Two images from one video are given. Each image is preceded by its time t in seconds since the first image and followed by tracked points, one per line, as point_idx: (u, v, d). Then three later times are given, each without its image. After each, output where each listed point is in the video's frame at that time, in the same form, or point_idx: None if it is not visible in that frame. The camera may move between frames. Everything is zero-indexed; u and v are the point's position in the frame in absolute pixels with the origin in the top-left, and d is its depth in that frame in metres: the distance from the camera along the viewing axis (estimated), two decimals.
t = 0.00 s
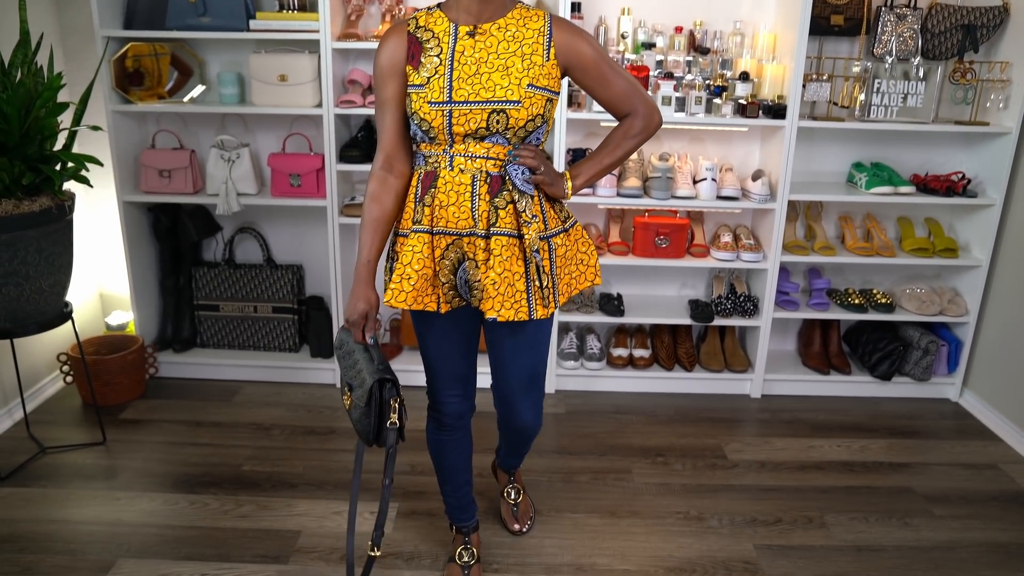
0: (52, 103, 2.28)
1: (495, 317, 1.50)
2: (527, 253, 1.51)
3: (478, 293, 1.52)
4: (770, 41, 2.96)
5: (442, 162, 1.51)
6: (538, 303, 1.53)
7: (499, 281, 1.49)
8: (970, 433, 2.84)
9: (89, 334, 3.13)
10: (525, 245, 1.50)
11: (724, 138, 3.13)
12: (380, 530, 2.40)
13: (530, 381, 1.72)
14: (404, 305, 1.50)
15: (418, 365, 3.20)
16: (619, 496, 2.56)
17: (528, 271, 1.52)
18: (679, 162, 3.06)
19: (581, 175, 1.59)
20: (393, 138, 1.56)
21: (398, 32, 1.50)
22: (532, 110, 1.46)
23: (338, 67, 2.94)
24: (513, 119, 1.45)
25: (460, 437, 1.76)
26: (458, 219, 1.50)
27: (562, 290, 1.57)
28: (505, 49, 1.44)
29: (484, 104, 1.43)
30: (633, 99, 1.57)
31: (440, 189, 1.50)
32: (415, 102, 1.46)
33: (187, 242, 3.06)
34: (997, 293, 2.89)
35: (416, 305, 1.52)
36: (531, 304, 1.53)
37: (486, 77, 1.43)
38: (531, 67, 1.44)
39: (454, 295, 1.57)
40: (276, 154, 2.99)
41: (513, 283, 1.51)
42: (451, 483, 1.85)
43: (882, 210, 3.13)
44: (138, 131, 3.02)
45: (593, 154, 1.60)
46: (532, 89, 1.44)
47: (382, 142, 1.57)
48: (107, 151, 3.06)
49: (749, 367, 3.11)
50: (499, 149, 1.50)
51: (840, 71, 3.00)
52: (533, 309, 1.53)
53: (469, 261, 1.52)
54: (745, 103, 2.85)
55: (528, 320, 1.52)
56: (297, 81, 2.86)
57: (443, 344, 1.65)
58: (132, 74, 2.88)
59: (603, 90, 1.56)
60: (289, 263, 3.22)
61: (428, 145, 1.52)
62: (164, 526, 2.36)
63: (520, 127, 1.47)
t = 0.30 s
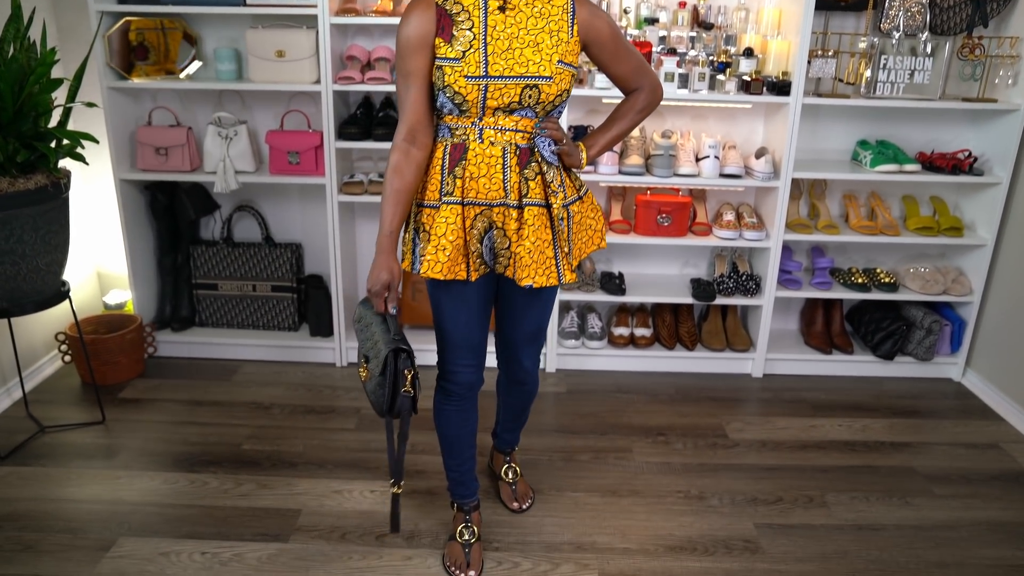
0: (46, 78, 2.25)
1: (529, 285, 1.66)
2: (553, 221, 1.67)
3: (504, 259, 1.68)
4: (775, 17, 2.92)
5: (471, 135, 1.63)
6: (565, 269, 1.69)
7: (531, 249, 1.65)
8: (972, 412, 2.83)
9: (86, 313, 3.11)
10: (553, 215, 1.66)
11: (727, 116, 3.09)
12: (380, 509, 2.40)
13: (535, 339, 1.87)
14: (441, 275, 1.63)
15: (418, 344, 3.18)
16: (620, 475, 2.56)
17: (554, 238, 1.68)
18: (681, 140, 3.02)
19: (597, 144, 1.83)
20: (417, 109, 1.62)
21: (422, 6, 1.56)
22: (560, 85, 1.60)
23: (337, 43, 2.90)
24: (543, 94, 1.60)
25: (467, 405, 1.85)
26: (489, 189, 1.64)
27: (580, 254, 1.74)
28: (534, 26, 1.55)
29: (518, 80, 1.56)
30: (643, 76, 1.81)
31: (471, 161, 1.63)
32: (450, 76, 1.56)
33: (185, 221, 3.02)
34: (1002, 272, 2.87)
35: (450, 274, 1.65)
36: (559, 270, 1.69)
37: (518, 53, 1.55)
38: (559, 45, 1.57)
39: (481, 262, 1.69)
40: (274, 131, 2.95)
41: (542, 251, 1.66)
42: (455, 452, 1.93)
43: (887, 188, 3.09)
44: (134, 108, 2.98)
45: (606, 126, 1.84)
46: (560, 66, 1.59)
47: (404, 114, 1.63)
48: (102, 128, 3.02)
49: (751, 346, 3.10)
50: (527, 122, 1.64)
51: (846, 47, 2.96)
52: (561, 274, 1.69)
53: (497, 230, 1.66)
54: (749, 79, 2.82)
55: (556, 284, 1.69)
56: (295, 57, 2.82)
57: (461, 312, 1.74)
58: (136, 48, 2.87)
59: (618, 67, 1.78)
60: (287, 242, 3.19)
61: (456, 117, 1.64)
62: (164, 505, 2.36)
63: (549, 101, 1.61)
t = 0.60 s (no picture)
0: (37, 55, 2.20)
1: (547, 255, 1.72)
2: (567, 193, 1.75)
3: (519, 231, 1.74)
4: None
5: (488, 110, 1.68)
6: (579, 239, 1.76)
7: (549, 220, 1.71)
8: (975, 395, 2.82)
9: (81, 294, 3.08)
10: (567, 186, 1.74)
11: (729, 94, 3.04)
12: (379, 491, 2.39)
13: (541, 304, 1.98)
14: (461, 245, 1.69)
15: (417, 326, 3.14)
16: (620, 457, 2.55)
17: (568, 208, 1.75)
18: (683, 119, 2.97)
19: (605, 120, 1.89)
20: (438, 84, 1.64)
21: None
22: (575, 62, 1.68)
23: (333, 19, 2.85)
24: (560, 71, 1.67)
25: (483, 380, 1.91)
26: (506, 163, 1.69)
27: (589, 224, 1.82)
28: (551, 5, 1.61)
29: (536, 57, 1.63)
30: (649, 55, 1.87)
31: (489, 135, 1.68)
32: (472, 52, 1.61)
33: (180, 201, 2.98)
34: (1007, 253, 2.84)
35: (469, 244, 1.70)
36: (573, 240, 1.76)
37: (536, 31, 1.61)
38: (575, 24, 1.64)
39: (498, 233, 1.74)
40: (270, 110, 2.91)
41: (558, 221, 1.73)
42: (467, 429, 1.98)
43: (891, 168, 3.04)
44: (128, 87, 2.94)
45: (612, 103, 1.91)
46: (576, 44, 1.65)
47: (424, 88, 1.64)
48: (94, 106, 2.97)
49: (753, 328, 3.07)
50: (542, 98, 1.70)
51: (851, 24, 2.91)
52: (576, 243, 1.76)
53: (513, 202, 1.72)
54: (752, 57, 2.77)
55: (571, 254, 1.76)
56: (292, 34, 2.77)
57: (485, 277, 1.78)
58: (145, 25, 2.83)
59: (626, 46, 1.83)
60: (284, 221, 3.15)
61: (473, 92, 1.68)
62: (162, 487, 2.35)
63: (564, 78, 1.69)
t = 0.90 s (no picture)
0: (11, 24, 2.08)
1: (548, 228, 1.63)
2: (571, 166, 1.65)
3: (524, 205, 1.65)
4: None
5: (491, 81, 1.58)
6: (583, 215, 1.66)
7: (551, 193, 1.61)
8: (992, 382, 2.72)
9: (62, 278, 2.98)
10: (571, 159, 1.64)
11: (738, 69, 2.92)
12: (373, 480, 2.30)
13: (543, 283, 1.89)
14: (467, 221, 1.58)
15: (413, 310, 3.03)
16: (623, 446, 2.46)
17: (573, 182, 1.66)
18: (690, 95, 2.86)
19: (609, 94, 1.78)
20: (444, 53, 1.53)
21: None
22: (581, 32, 1.58)
23: None
24: (564, 40, 1.57)
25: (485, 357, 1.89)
26: (509, 135, 1.59)
27: (593, 201, 1.72)
28: None
29: (540, 25, 1.53)
30: (657, 28, 1.75)
31: (491, 106, 1.58)
32: (474, 20, 1.51)
33: (165, 179, 2.86)
34: None
35: (475, 219, 1.60)
36: (577, 216, 1.66)
37: None
38: None
39: (503, 208, 1.64)
40: (258, 85, 2.79)
41: (561, 195, 1.63)
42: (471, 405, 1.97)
43: (906, 146, 2.92)
44: (107, 59, 2.81)
45: (618, 77, 1.79)
46: (582, 12, 1.56)
47: (430, 58, 1.53)
48: (74, 80, 2.84)
49: (760, 313, 2.97)
50: (546, 68, 1.60)
51: None
52: (580, 220, 1.66)
53: (517, 175, 1.62)
54: (762, 30, 2.64)
55: (574, 229, 1.66)
56: (279, 6, 2.63)
57: (484, 257, 1.70)
58: None
59: (631, 17, 1.72)
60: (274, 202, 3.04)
61: (475, 62, 1.58)
62: (147, 478, 2.26)
63: (569, 48, 1.59)
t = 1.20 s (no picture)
0: None
1: (548, 201, 1.49)
2: (574, 139, 1.51)
3: (526, 179, 1.52)
4: None
5: (491, 46, 1.44)
6: (585, 190, 1.53)
7: (551, 164, 1.48)
8: (1020, 369, 2.59)
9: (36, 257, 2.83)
10: (575, 131, 1.50)
11: (752, 36, 2.75)
12: (366, 471, 2.17)
13: (545, 266, 1.75)
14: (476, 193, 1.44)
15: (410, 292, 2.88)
16: (629, 435, 2.33)
17: (577, 155, 1.52)
18: (700, 64, 2.70)
19: (621, 65, 1.63)
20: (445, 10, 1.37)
21: None
22: None
23: None
24: (569, 4, 1.45)
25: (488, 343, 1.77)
26: (509, 103, 1.46)
27: (598, 178, 1.58)
28: None
29: None
30: None
31: (491, 72, 1.44)
32: None
33: (144, 153, 2.71)
34: None
35: (495, 186, 1.45)
36: (579, 191, 1.52)
37: None
38: None
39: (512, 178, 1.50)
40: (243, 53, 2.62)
41: (563, 166, 1.49)
42: (473, 393, 1.85)
43: (932, 118, 2.75)
44: (81, 24, 2.63)
45: (630, 48, 1.65)
46: None
47: (429, 16, 1.37)
48: (45, 47, 2.68)
49: (774, 295, 2.83)
50: (550, 34, 1.46)
51: None
52: (581, 195, 1.52)
53: (519, 146, 1.49)
54: None
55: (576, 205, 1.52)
56: None
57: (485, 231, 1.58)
58: None
59: None
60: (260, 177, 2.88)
61: (475, 27, 1.45)
62: (126, 469, 2.13)
63: (575, 13, 1.47)
